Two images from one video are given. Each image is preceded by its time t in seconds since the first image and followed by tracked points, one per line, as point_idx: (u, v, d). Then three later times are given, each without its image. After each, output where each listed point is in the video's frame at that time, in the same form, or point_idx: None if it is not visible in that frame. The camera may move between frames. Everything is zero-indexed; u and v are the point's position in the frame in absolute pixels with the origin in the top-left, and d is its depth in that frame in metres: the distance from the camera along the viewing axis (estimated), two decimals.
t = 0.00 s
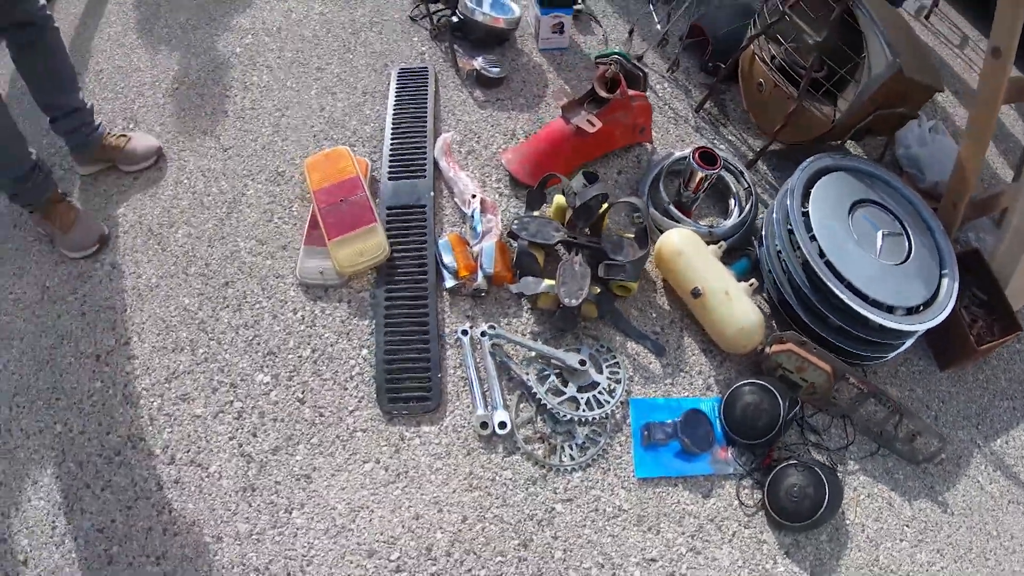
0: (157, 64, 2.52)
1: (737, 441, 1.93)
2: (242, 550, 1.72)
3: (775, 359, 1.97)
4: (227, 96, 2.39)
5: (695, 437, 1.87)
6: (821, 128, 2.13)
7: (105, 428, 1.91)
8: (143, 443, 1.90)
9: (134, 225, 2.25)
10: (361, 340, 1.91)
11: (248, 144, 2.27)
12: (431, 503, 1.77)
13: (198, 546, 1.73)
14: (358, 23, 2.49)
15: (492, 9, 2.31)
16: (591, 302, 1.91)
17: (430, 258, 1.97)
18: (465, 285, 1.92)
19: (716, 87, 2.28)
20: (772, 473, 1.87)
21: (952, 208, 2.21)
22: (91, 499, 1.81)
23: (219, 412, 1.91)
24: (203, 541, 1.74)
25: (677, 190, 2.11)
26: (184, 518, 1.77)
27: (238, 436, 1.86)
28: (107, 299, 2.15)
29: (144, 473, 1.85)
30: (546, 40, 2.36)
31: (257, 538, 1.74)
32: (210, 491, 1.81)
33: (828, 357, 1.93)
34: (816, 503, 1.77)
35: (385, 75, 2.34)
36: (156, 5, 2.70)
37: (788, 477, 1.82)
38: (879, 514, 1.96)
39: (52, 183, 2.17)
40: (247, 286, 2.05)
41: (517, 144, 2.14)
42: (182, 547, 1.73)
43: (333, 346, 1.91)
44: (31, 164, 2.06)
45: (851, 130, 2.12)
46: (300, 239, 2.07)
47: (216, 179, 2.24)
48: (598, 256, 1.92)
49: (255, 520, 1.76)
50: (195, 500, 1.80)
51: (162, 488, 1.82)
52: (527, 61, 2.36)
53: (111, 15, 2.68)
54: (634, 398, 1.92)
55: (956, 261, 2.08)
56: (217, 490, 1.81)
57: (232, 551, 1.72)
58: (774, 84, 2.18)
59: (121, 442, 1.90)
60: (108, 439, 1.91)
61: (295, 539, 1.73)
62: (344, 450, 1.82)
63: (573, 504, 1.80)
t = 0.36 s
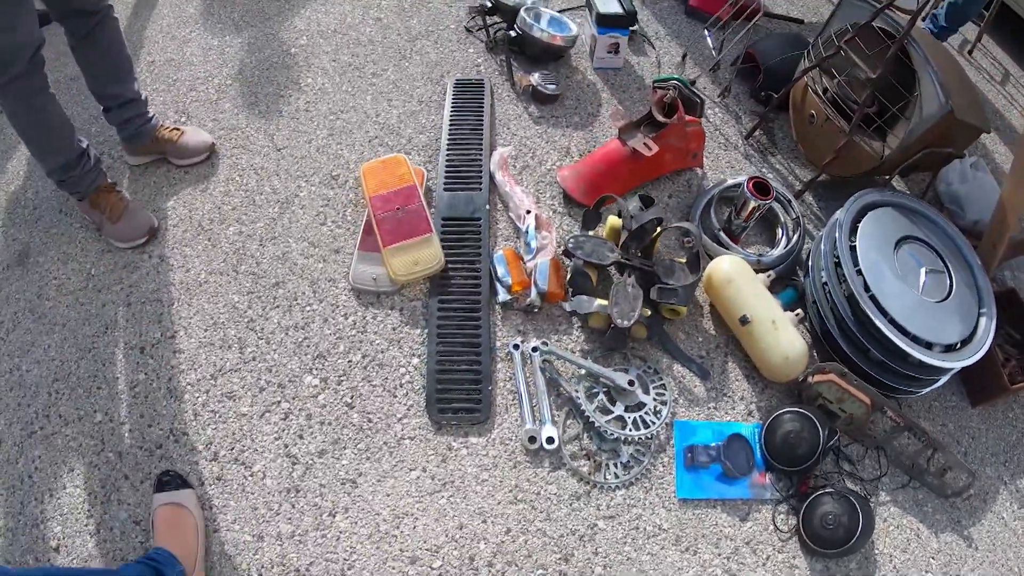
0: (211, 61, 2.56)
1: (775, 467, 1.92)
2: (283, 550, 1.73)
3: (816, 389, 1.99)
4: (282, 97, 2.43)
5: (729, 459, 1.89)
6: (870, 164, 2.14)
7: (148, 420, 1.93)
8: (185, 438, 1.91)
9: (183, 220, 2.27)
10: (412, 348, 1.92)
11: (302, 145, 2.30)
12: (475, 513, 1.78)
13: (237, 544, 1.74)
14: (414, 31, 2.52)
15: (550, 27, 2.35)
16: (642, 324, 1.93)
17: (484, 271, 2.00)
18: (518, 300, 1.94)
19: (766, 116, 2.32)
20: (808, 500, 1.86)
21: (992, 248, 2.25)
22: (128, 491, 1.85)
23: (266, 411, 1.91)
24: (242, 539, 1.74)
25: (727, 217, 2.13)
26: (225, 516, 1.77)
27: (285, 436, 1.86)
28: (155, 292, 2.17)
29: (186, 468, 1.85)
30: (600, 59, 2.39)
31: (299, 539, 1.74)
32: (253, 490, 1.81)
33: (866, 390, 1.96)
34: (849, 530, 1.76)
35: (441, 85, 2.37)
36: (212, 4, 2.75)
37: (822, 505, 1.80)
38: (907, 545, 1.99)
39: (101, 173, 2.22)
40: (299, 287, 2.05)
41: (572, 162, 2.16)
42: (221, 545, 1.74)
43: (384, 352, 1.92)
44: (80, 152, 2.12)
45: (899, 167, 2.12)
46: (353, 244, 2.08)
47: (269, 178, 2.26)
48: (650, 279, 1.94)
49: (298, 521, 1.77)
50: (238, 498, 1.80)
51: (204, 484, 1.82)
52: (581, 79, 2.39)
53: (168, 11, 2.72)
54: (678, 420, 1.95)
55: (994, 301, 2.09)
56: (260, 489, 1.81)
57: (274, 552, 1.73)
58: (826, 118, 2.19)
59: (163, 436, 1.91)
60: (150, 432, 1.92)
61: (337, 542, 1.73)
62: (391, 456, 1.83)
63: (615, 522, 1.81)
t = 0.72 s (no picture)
0: (236, 61, 2.58)
1: (796, 478, 1.93)
2: (309, 554, 1.73)
3: (838, 402, 2.01)
4: (307, 99, 2.44)
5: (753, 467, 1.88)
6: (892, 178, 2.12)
7: (174, 422, 1.92)
8: (210, 440, 1.90)
9: (208, 220, 2.28)
10: (439, 355, 1.93)
11: (328, 148, 2.31)
12: (502, 520, 1.78)
13: (263, 548, 1.73)
14: (439, 34, 2.52)
15: (576, 33, 2.33)
16: (668, 335, 1.95)
17: (512, 278, 2.00)
18: (546, 309, 1.96)
19: (791, 127, 2.32)
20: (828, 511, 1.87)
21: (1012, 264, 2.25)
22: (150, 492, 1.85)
23: (293, 416, 1.91)
24: (268, 542, 1.74)
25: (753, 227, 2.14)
26: (251, 518, 1.77)
27: (312, 441, 1.86)
28: (179, 293, 2.17)
29: (213, 470, 1.85)
30: (626, 66, 2.39)
31: (325, 543, 1.74)
32: (279, 493, 1.81)
33: (887, 403, 1.98)
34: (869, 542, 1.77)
35: (468, 90, 2.37)
36: (237, 5, 2.76)
37: (841, 516, 1.81)
38: (922, 556, 2.02)
39: (125, 173, 2.22)
40: (326, 291, 2.04)
41: (598, 171, 2.17)
42: (246, 548, 1.73)
43: (412, 359, 1.93)
44: (104, 152, 2.12)
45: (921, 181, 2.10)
46: (381, 249, 2.08)
47: (295, 181, 2.27)
48: (677, 289, 1.95)
49: (324, 525, 1.77)
50: (264, 502, 1.79)
51: (230, 487, 1.82)
52: (607, 86, 2.38)
53: (193, 11, 2.74)
54: (702, 431, 1.96)
55: (1013, 315, 2.10)
56: (287, 493, 1.81)
57: (299, 555, 1.72)
58: (850, 131, 2.20)
59: (188, 437, 1.90)
60: (175, 434, 1.91)
61: (364, 547, 1.73)
62: (419, 463, 1.83)
63: (640, 530, 1.81)
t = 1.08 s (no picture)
0: (241, 66, 2.50)
1: (824, 497, 1.84)
2: None
3: (866, 420, 1.95)
4: (314, 105, 2.36)
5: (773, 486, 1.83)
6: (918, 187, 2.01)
7: (181, 444, 1.85)
8: (220, 463, 1.82)
9: (215, 231, 2.20)
10: (457, 374, 1.86)
11: (338, 156, 2.23)
12: (524, 546, 1.70)
13: None
14: (450, 37, 2.43)
15: (592, 36, 2.24)
16: (695, 352, 1.89)
17: (531, 294, 1.93)
18: (567, 325, 1.88)
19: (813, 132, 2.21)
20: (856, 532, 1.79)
21: None
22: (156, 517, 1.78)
23: (306, 438, 1.84)
24: (281, 571, 1.67)
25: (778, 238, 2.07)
26: (263, 545, 1.70)
27: (326, 464, 1.79)
28: (186, 308, 2.10)
29: (223, 494, 1.78)
30: (644, 69, 2.29)
31: (341, 571, 1.67)
32: (293, 518, 1.74)
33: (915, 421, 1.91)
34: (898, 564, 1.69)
35: (481, 95, 2.29)
36: (241, 9, 2.68)
37: (868, 537, 1.73)
38: None
39: (128, 183, 2.14)
40: (338, 307, 1.97)
41: (618, 180, 2.08)
42: None
43: (429, 378, 1.86)
44: (106, 163, 2.04)
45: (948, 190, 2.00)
46: (394, 262, 2.00)
47: (303, 191, 2.19)
48: (702, 305, 1.88)
49: (340, 552, 1.69)
50: (277, 528, 1.72)
51: (241, 512, 1.75)
52: (624, 90, 2.29)
53: (197, 15, 2.66)
54: (728, 450, 1.89)
55: None
56: (301, 519, 1.74)
57: None
58: (876, 137, 2.10)
59: (197, 460, 1.83)
60: (183, 456, 1.84)
61: None
62: (437, 487, 1.76)
63: (665, 554, 1.74)
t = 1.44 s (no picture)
0: (235, 88, 2.40)
1: (852, 532, 1.75)
2: None
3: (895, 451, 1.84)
4: (311, 128, 2.25)
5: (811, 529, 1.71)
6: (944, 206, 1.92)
7: (185, 495, 1.75)
8: (227, 515, 1.72)
9: (214, 266, 2.11)
10: (472, 419, 1.78)
11: (339, 183, 2.12)
12: None
13: None
14: (452, 52, 2.32)
15: (601, 49, 2.12)
16: (719, 389, 1.79)
17: (547, 330, 1.83)
18: (585, 361, 1.80)
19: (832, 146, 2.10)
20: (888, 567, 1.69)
21: None
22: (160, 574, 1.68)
23: (315, 488, 1.74)
24: None
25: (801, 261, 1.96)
26: None
27: (337, 516, 1.69)
28: (185, 349, 2.00)
29: (231, 548, 1.68)
30: (654, 83, 2.17)
31: None
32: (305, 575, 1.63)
33: (944, 452, 1.82)
34: None
35: (486, 114, 2.18)
36: (234, 29, 2.58)
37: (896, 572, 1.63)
38: None
39: (121, 218, 2.03)
40: (344, 347, 1.88)
41: (633, 204, 1.97)
42: None
43: (442, 424, 1.77)
44: (97, 198, 1.94)
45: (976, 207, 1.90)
46: (401, 298, 1.90)
47: (304, 222, 2.08)
48: (725, 338, 1.79)
49: None
50: None
51: (250, 567, 1.65)
52: (635, 105, 2.17)
53: (189, 38, 2.57)
54: (755, 489, 1.79)
55: None
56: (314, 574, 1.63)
57: None
58: (899, 153, 1.98)
59: (202, 511, 1.73)
60: (188, 507, 1.74)
61: None
62: (454, 538, 1.65)
63: None
